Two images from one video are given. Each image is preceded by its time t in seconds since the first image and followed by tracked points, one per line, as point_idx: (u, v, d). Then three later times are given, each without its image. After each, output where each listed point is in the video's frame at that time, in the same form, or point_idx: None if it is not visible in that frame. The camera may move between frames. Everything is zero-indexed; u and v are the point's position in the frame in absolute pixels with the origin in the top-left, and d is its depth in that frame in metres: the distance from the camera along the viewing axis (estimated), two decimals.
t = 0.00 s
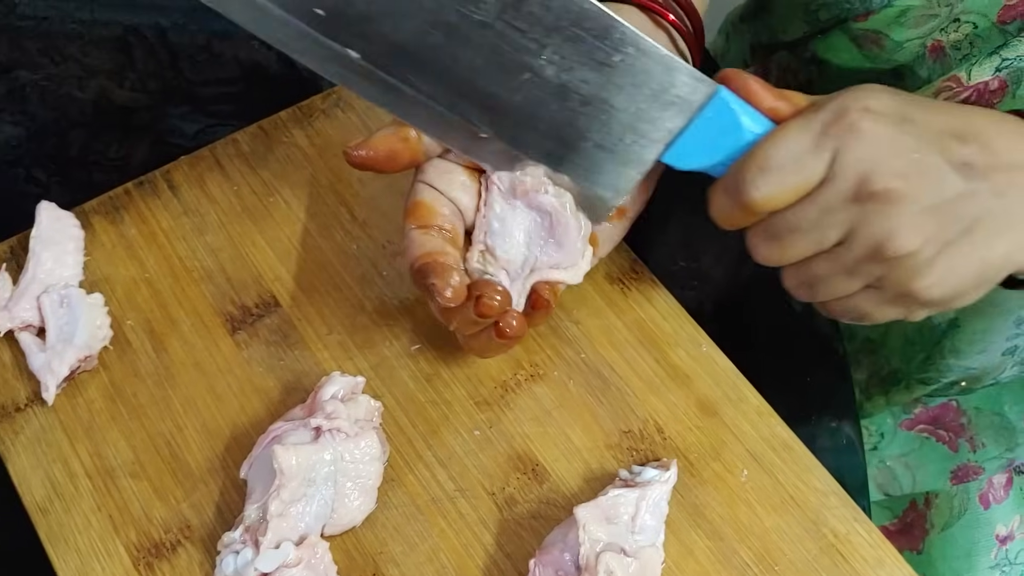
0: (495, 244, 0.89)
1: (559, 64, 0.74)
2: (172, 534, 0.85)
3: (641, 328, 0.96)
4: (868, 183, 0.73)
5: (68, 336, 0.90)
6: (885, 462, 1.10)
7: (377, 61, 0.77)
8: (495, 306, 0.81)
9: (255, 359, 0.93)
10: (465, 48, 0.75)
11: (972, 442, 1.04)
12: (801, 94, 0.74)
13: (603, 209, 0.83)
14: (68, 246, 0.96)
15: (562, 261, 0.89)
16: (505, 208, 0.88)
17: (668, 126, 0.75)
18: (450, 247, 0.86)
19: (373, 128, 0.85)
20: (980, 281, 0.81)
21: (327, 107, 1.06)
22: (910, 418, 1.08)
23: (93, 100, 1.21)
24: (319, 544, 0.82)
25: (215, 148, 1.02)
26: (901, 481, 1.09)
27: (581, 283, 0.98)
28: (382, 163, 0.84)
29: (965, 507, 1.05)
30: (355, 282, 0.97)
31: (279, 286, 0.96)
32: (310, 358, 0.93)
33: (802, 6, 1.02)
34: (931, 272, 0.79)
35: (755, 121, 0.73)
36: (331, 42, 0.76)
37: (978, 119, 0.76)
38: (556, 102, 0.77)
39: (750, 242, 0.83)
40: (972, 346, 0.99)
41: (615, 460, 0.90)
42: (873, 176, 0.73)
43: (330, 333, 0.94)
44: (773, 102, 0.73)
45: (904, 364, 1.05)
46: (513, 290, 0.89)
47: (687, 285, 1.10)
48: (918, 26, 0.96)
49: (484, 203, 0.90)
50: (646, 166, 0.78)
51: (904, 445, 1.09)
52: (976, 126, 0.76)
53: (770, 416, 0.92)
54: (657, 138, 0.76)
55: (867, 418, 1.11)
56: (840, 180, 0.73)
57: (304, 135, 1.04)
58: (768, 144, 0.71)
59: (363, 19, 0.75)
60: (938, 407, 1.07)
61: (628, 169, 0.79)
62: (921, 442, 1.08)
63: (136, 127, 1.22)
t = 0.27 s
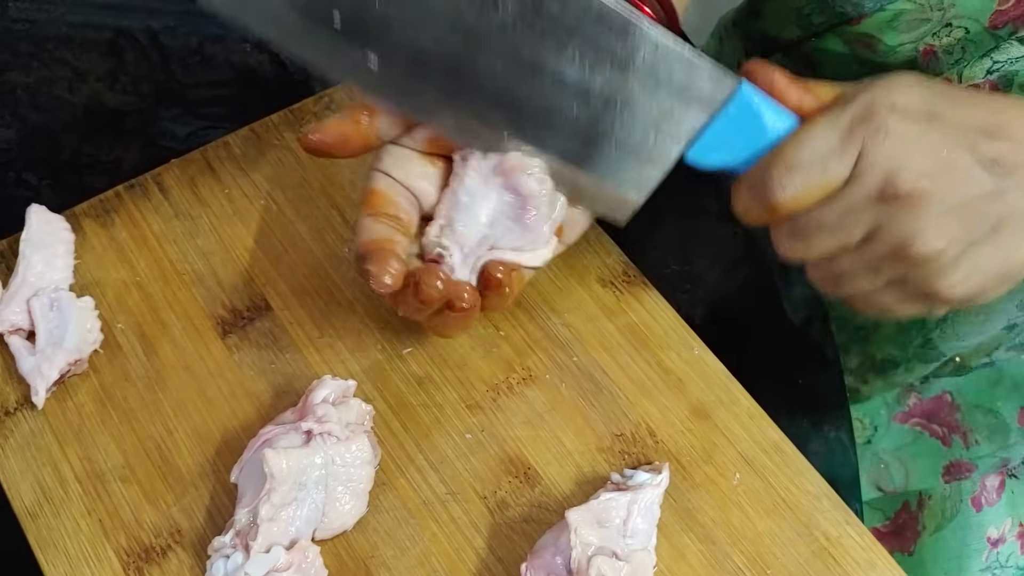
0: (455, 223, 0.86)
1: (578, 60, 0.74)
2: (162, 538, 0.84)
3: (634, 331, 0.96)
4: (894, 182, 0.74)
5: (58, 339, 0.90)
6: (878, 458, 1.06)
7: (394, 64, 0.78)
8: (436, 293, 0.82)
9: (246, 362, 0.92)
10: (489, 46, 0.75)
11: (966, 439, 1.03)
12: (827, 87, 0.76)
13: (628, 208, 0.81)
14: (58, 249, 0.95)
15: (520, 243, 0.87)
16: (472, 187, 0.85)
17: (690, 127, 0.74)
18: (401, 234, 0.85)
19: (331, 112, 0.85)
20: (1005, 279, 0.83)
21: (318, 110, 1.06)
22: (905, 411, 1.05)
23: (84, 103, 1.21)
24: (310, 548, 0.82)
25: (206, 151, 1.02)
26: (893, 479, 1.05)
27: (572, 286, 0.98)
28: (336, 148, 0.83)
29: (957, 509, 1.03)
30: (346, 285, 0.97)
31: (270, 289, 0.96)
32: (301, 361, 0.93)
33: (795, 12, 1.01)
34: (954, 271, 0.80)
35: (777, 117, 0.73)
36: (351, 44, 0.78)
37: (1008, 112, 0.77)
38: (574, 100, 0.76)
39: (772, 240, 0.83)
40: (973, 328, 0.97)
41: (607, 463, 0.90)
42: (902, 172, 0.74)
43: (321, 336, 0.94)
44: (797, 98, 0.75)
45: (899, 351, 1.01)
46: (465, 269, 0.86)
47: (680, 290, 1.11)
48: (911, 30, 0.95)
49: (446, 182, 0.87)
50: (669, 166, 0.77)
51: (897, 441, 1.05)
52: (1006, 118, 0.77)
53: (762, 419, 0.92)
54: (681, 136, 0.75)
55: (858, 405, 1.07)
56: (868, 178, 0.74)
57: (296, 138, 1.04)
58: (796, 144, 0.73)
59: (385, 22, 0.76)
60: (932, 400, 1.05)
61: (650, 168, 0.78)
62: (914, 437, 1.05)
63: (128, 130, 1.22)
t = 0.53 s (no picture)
0: (470, 263, 0.87)
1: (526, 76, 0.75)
2: (155, 544, 0.84)
3: (628, 336, 0.96)
4: (846, 188, 0.75)
5: (51, 344, 0.89)
6: (872, 468, 1.09)
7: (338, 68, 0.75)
8: (489, 319, 0.85)
9: (240, 368, 0.92)
10: (436, 66, 0.75)
11: (958, 449, 1.05)
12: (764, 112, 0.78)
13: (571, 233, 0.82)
14: (52, 254, 0.95)
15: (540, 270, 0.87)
16: (469, 224, 0.85)
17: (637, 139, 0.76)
18: (439, 270, 0.88)
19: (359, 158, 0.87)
20: (964, 291, 0.83)
21: (313, 114, 1.05)
22: (897, 424, 1.08)
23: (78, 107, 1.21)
24: (304, 554, 0.81)
25: (201, 155, 1.02)
26: (887, 487, 1.09)
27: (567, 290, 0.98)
28: (371, 189, 0.86)
29: (951, 515, 1.06)
30: (340, 290, 0.97)
31: (265, 294, 0.96)
32: (295, 367, 0.93)
33: (789, 18, 1.02)
34: (912, 280, 0.80)
35: (723, 136, 0.76)
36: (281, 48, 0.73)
37: (941, 134, 0.81)
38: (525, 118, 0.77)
39: (726, 260, 0.83)
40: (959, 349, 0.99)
41: (601, 468, 0.90)
42: (859, 180, 0.75)
43: (316, 341, 0.94)
44: (739, 118, 0.77)
45: (889, 370, 1.05)
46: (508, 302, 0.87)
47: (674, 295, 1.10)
48: (904, 37, 0.95)
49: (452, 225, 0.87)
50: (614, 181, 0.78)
51: (892, 451, 1.08)
52: (938, 137, 0.81)
53: (756, 425, 0.92)
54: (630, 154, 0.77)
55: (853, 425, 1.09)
56: (820, 186, 0.75)
57: (291, 143, 1.04)
58: (744, 154, 0.74)
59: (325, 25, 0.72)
60: (923, 414, 1.07)
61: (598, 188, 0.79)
62: (909, 448, 1.08)
63: (122, 135, 1.22)
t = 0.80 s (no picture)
0: (439, 224, 0.87)
1: (560, 59, 0.72)
2: (147, 544, 0.85)
3: (619, 337, 0.96)
4: (879, 184, 0.71)
5: (44, 345, 0.90)
6: (870, 462, 1.06)
7: (370, 56, 0.75)
8: (437, 298, 0.82)
9: (232, 368, 0.93)
10: (471, 44, 0.73)
11: (956, 443, 1.02)
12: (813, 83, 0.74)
13: (605, 200, 0.81)
14: (45, 255, 0.95)
15: (506, 240, 0.87)
16: (445, 181, 0.86)
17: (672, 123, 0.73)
18: (398, 236, 0.86)
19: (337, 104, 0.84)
20: (985, 278, 0.79)
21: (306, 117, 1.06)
22: (897, 415, 1.03)
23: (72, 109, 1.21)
24: (295, 554, 0.82)
25: (194, 157, 1.02)
26: (884, 483, 1.05)
27: (558, 291, 0.98)
28: (334, 144, 0.83)
29: (946, 515, 1.03)
30: (333, 291, 0.97)
31: (257, 295, 0.96)
32: (288, 367, 0.93)
33: (781, 21, 1.02)
34: (937, 272, 0.77)
35: (763, 116, 0.71)
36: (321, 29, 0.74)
37: (995, 110, 0.74)
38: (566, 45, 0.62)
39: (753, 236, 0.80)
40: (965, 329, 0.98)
41: (592, 469, 0.91)
42: (886, 180, 0.71)
43: (308, 342, 0.94)
44: (781, 96, 0.73)
45: (894, 362, 1.02)
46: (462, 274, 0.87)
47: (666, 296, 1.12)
48: (896, 39, 0.96)
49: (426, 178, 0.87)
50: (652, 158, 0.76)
51: (889, 445, 1.04)
52: (989, 116, 0.74)
53: (746, 425, 0.93)
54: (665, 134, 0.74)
55: (853, 415, 1.06)
56: (853, 180, 0.72)
57: (284, 145, 1.04)
58: (778, 141, 0.70)
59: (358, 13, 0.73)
60: (923, 405, 1.02)
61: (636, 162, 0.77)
62: (907, 441, 1.04)
63: (115, 137, 1.22)
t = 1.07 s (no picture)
0: (453, 248, 0.87)
1: (541, 93, 0.74)
2: (146, 542, 0.85)
3: (617, 336, 0.97)
4: (869, 200, 0.72)
5: (42, 344, 0.90)
6: (864, 465, 1.11)
7: (352, 98, 0.76)
8: (466, 317, 0.83)
9: (231, 368, 0.93)
10: (448, 80, 0.75)
11: (948, 445, 1.06)
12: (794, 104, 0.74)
13: (597, 227, 0.81)
14: (44, 255, 0.96)
15: (519, 261, 0.88)
16: (451, 211, 0.85)
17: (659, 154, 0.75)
18: (422, 260, 0.87)
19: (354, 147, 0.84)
20: (977, 286, 0.81)
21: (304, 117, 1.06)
22: (890, 419, 1.09)
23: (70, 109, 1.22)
24: (294, 552, 0.82)
25: (192, 157, 1.03)
26: (879, 484, 1.10)
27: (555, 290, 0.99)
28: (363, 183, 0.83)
29: (939, 514, 1.09)
30: (331, 291, 0.98)
31: (255, 294, 0.97)
32: (286, 366, 0.93)
33: (776, 20, 1.03)
34: (931, 282, 0.79)
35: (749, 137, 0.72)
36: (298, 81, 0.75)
37: (973, 124, 0.76)
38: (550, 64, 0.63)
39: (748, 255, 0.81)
40: (952, 336, 1.00)
41: (589, 468, 0.91)
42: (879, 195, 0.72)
43: (306, 341, 0.95)
44: (764, 117, 0.73)
45: (882, 368, 1.06)
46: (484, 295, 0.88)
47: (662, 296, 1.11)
48: (887, 38, 0.96)
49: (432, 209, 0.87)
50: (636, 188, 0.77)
51: (884, 447, 1.10)
52: (973, 131, 0.76)
53: (742, 424, 0.93)
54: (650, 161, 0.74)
55: (845, 417, 1.11)
56: (843, 197, 0.72)
57: (282, 145, 1.04)
58: (766, 164, 0.70)
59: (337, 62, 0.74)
60: (917, 409, 1.07)
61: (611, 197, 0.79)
62: (901, 443, 1.09)
63: (114, 136, 1.24)
